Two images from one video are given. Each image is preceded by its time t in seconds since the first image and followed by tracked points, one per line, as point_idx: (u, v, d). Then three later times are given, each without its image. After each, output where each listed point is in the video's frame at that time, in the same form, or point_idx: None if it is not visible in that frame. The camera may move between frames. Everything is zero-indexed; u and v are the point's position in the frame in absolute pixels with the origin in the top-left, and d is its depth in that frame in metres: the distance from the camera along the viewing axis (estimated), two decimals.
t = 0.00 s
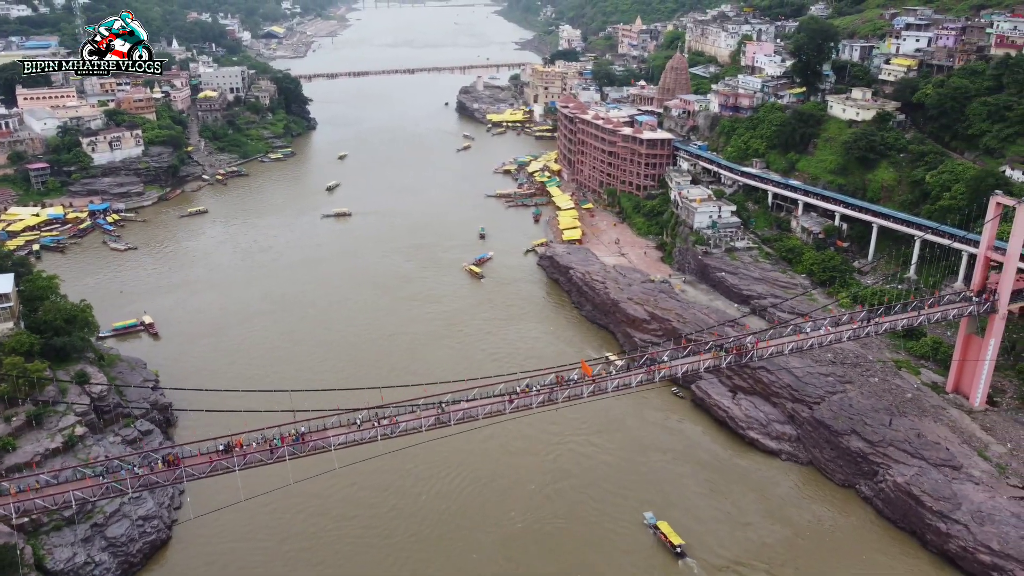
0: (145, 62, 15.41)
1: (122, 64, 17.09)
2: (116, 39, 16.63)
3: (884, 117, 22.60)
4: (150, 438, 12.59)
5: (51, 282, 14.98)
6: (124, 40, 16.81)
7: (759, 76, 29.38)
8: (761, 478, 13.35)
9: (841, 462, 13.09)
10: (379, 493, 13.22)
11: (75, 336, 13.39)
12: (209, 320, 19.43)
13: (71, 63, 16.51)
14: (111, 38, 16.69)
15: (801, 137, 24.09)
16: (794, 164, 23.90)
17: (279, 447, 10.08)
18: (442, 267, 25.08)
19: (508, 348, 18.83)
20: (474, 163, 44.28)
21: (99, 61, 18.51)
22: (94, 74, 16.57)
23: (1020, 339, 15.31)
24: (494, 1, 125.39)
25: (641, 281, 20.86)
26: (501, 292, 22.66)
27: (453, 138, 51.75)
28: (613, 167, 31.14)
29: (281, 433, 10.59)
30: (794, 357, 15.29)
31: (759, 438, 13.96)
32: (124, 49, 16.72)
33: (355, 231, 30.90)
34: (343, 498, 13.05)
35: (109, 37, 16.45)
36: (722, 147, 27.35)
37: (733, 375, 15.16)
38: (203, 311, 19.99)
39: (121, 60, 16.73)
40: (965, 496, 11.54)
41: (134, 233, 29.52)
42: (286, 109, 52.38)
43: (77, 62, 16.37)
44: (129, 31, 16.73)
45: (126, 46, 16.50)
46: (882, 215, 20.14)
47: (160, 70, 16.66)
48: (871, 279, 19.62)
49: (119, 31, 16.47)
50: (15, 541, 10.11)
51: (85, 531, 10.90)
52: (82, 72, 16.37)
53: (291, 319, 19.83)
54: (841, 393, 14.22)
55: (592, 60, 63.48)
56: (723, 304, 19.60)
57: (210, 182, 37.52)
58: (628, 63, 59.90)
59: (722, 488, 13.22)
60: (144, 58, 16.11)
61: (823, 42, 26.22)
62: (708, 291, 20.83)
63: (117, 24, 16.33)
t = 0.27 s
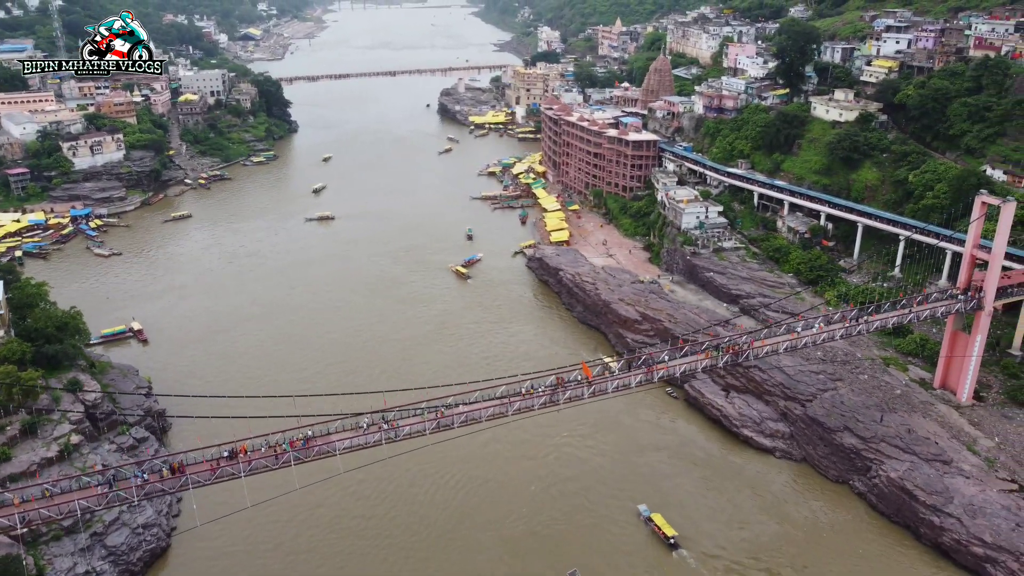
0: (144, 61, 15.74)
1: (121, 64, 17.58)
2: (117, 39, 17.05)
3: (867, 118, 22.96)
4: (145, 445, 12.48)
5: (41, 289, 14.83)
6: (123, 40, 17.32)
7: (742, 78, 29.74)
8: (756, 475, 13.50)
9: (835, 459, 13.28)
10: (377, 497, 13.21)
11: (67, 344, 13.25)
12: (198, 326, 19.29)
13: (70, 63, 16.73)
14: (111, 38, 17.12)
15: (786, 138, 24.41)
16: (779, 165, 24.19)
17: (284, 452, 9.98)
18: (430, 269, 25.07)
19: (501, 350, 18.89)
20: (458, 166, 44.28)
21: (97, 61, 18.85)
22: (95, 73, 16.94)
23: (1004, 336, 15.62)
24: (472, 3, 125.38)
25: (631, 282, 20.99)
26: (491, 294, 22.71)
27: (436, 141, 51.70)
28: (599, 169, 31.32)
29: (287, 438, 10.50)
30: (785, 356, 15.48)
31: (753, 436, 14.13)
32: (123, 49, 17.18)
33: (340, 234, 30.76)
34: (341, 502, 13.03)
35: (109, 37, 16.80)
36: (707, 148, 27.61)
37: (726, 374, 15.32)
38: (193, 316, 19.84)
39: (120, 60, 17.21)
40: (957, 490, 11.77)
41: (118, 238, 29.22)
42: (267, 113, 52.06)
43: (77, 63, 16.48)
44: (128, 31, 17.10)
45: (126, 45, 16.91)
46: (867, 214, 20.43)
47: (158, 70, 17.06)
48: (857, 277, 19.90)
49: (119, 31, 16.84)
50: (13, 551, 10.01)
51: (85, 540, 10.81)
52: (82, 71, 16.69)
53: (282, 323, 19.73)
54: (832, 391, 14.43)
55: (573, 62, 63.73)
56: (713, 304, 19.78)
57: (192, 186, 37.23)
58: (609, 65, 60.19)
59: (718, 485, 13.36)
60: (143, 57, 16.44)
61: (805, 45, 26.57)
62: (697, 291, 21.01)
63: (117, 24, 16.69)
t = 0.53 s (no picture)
0: (144, 61, 15.69)
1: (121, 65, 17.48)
2: (116, 39, 16.96)
3: (852, 119, 23.27)
4: (143, 451, 12.39)
5: (31, 295, 14.64)
6: (124, 40, 17.21)
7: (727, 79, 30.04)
8: (752, 472, 13.66)
9: (829, 455, 13.46)
10: (376, 499, 13.21)
11: (60, 350, 13.16)
12: (188, 331, 19.15)
13: (69, 63, 16.61)
14: (111, 38, 17.08)
15: (773, 139, 24.67)
16: (765, 165, 24.44)
17: (290, 457, 9.98)
18: (420, 271, 25.04)
19: (494, 351, 18.94)
20: (444, 167, 44.27)
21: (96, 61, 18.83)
22: (95, 74, 16.84)
23: (990, 332, 15.91)
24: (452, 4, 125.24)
25: (622, 283, 21.12)
26: (482, 295, 22.74)
27: (421, 142, 51.63)
28: (586, 170, 31.47)
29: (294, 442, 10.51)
30: (777, 354, 15.65)
31: (748, 434, 14.29)
32: (124, 49, 17.09)
33: (328, 237, 30.64)
34: (340, 506, 13.02)
35: (109, 37, 16.73)
36: (694, 149, 27.83)
37: (720, 373, 15.47)
38: (183, 321, 19.69)
39: (121, 60, 17.11)
40: (949, 484, 11.99)
41: (103, 243, 28.94)
42: (250, 115, 51.72)
43: (77, 62, 16.38)
44: (128, 31, 17.06)
45: (126, 45, 16.83)
46: (854, 214, 20.70)
47: (159, 70, 17.02)
48: (845, 276, 20.17)
49: (120, 31, 16.80)
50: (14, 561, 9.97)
51: (86, 548, 10.79)
52: (81, 72, 16.62)
53: (274, 327, 19.65)
54: (825, 388, 14.62)
55: (557, 63, 63.91)
56: (704, 304, 19.95)
57: (177, 190, 36.93)
58: (592, 66, 60.43)
59: (715, 482, 13.50)
60: (144, 58, 16.37)
61: (790, 46, 26.86)
62: (687, 291, 21.17)
63: (117, 24, 16.62)
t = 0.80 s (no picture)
0: (142, 61, 16.29)
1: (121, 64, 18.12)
2: (117, 40, 17.59)
3: (838, 119, 23.55)
4: (140, 458, 12.28)
5: (22, 302, 14.48)
6: (123, 40, 17.92)
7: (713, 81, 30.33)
8: (749, 470, 13.79)
9: (825, 452, 13.63)
10: (378, 503, 13.21)
11: (54, 358, 13.05)
12: (179, 336, 19.02)
13: (70, 62, 17.45)
14: (111, 39, 17.73)
15: (760, 139, 24.92)
16: (753, 165, 24.69)
17: (296, 461, 9.94)
18: (410, 274, 25.02)
19: (488, 353, 18.98)
20: (430, 170, 44.24)
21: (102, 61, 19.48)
22: (96, 74, 17.44)
23: (977, 328, 16.17)
24: (433, 6, 124.99)
25: (614, 283, 21.21)
26: (473, 297, 22.75)
27: (406, 144, 51.53)
28: (575, 171, 31.58)
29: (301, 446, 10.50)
30: (771, 353, 15.80)
31: (744, 432, 14.42)
32: (123, 49, 17.77)
33: (316, 240, 30.50)
34: (340, 510, 13.01)
35: (109, 37, 17.25)
36: (682, 150, 28.03)
37: (714, 372, 15.61)
38: (174, 327, 19.55)
39: (120, 60, 17.80)
40: (943, 478, 12.18)
41: (88, 249, 28.66)
42: (234, 118, 51.40)
43: (77, 62, 17.18)
44: (127, 31, 17.61)
45: (126, 45, 17.44)
46: (842, 213, 20.93)
47: (157, 70, 17.69)
48: (834, 275, 20.40)
49: (120, 31, 17.23)
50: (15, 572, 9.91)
51: (87, 557, 10.74)
52: (83, 71, 17.17)
53: (266, 332, 19.56)
54: (818, 386, 14.79)
55: (540, 65, 64.05)
56: (695, 304, 20.10)
57: (162, 194, 36.63)
58: (576, 67, 60.61)
59: (712, 481, 13.61)
60: (145, 57, 16.88)
61: (775, 47, 27.16)
62: (678, 291, 21.33)
63: (117, 24, 17.08)
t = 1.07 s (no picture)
0: (146, 61, 16.03)
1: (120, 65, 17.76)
2: (117, 39, 17.22)
3: (823, 119, 23.84)
4: (137, 465, 12.19)
5: (13, 308, 14.32)
6: (123, 40, 17.48)
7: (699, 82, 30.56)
8: (745, 467, 13.95)
9: (819, 448, 13.81)
10: (378, 506, 13.22)
11: (47, 365, 12.92)
12: (170, 342, 18.87)
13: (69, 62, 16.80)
14: (111, 39, 17.33)
15: (747, 140, 25.17)
16: (740, 165, 24.92)
17: (302, 466, 9.92)
18: (401, 276, 24.99)
19: (481, 355, 19.03)
20: (416, 171, 44.18)
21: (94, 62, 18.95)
22: (95, 74, 16.97)
23: (964, 324, 16.42)
24: (413, 7, 124.63)
25: (606, 284, 21.32)
26: (464, 299, 22.77)
27: (391, 146, 51.43)
28: (562, 172, 31.70)
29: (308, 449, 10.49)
30: (764, 351, 15.97)
31: (739, 430, 14.58)
32: (123, 49, 17.36)
33: (304, 243, 30.37)
34: (340, 514, 13.01)
35: (109, 37, 16.99)
36: (669, 150, 28.23)
37: (708, 371, 15.75)
38: (165, 333, 19.41)
39: (120, 60, 17.38)
40: (937, 472, 12.39)
41: (72, 254, 28.38)
42: (216, 121, 51.02)
43: (77, 62, 16.61)
44: (128, 31, 17.32)
45: (126, 45, 17.13)
46: (829, 212, 21.19)
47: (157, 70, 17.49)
48: (822, 273, 20.66)
49: (120, 31, 17.04)
50: None
51: (88, 565, 10.66)
52: (82, 71, 16.72)
53: (258, 336, 19.48)
54: (811, 383, 14.98)
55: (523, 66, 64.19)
56: (686, 303, 20.26)
57: (146, 199, 36.30)
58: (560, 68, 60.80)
59: (709, 478, 13.75)
60: (145, 57, 16.67)
61: (761, 48, 27.42)
62: (669, 291, 21.47)
63: (117, 24, 16.89)
